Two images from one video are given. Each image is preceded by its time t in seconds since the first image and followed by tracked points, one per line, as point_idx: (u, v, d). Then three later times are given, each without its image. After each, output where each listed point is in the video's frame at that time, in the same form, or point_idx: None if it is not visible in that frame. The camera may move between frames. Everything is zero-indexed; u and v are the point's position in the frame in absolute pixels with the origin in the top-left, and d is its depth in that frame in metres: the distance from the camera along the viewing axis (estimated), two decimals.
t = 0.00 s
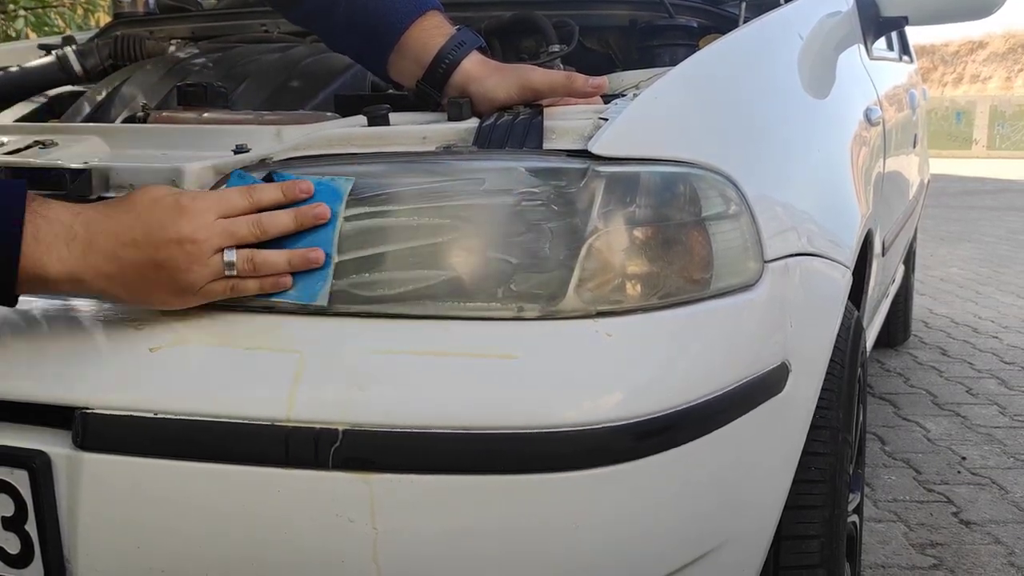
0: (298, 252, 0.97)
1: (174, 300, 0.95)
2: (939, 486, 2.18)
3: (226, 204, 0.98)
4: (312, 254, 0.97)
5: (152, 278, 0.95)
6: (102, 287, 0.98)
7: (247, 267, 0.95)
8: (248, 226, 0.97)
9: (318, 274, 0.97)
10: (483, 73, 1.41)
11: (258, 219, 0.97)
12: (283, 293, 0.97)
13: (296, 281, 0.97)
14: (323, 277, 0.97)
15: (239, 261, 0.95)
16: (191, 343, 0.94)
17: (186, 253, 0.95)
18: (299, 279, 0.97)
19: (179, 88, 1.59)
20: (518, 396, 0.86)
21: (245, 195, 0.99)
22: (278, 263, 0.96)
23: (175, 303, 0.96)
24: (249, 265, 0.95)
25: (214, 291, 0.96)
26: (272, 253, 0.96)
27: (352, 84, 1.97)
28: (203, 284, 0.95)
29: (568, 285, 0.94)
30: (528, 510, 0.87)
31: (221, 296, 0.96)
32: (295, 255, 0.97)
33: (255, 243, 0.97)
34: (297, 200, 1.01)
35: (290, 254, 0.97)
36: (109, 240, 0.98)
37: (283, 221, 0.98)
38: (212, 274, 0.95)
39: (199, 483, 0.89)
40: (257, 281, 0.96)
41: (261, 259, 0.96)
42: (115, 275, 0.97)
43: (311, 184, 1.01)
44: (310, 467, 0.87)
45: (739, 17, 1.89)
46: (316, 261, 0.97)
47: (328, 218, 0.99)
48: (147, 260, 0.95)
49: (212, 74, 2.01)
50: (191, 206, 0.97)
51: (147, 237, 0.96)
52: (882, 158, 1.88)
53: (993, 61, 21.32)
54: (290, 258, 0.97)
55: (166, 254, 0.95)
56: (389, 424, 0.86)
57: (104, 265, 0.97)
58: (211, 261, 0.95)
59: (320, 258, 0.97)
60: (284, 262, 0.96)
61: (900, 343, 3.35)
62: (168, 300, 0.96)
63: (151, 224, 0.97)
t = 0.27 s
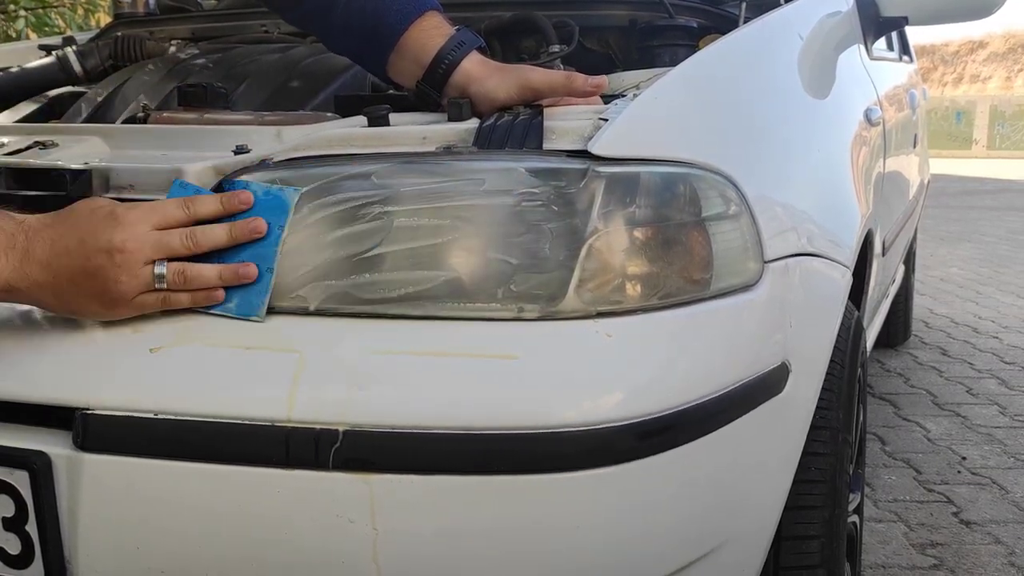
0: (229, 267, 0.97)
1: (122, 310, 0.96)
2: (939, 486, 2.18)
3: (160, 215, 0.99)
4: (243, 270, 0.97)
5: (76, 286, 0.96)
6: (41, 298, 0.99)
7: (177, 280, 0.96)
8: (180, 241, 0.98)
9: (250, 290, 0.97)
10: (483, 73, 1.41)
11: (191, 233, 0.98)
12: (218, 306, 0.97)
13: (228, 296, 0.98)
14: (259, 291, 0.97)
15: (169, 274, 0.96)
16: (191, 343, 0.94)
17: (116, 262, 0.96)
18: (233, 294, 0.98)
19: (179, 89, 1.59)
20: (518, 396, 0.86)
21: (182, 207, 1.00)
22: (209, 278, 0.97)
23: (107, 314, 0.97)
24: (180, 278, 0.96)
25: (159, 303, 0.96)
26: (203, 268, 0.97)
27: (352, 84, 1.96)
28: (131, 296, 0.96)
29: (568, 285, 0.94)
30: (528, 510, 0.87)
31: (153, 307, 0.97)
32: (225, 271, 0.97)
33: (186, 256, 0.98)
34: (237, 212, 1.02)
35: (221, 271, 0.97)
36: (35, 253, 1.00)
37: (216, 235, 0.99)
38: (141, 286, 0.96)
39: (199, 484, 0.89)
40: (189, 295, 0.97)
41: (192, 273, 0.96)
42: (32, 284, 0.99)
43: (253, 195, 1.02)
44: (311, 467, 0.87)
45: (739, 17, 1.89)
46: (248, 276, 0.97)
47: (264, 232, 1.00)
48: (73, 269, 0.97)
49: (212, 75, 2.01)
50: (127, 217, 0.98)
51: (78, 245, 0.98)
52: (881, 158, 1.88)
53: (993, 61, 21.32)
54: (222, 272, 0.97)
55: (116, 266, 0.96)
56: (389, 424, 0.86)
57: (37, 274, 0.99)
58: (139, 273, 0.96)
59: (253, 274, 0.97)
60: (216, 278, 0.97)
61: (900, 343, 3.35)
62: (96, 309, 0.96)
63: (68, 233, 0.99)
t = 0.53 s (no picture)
0: (265, 242, 0.99)
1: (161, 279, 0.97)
2: (939, 486, 2.18)
3: (195, 187, 1.00)
4: (278, 245, 0.99)
5: (118, 257, 0.98)
6: (83, 271, 1.00)
7: (213, 253, 0.98)
8: (214, 211, 0.99)
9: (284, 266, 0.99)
10: (483, 74, 1.41)
11: (226, 205, 0.99)
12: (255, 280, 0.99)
13: (265, 271, 0.99)
14: (295, 268, 0.99)
15: (205, 246, 0.98)
16: (193, 343, 0.94)
17: (153, 233, 0.97)
18: (269, 269, 0.99)
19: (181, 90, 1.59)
20: (520, 397, 0.87)
21: (218, 180, 1.01)
22: (245, 251, 0.98)
23: (146, 285, 0.98)
24: (216, 251, 0.98)
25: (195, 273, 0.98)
26: (239, 242, 0.98)
27: (352, 85, 1.96)
28: (169, 267, 0.97)
29: (569, 286, 0.94)
30: (530, 511, 0.87)
31: (190, 280, 0.98)
32: (261, 245, 0.99)
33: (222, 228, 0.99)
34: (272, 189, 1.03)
35: (257, 246, 0.99)
36: (79, 227, 1.01)
37: (251, 209, 1.00)
38: (177, 257, 0.97)
39: (200, 484, 0.89)
40: (225, 268, 0.98)
41: (228, 246, 0.98)
42: (79, 257, 1.01)
43: (288, 175, 1.03)
44: (312, 468, 0.87)
45: (739, 17, 1.89)
46: (283, 250, 0.98)
47: (298, 208, 1.01)
48: (112, 241, 0.98)
49: (214, 75, 2.01)
50: (162, 188, 0.99)
51: (116, 218, 0.99)
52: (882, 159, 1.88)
53: (993, 61, 21.32)
54: (256, 247, 0.99)
55: (155, 236, 0.97)
56: (390, 425, 0.86)
57: (79, 248, 1.01)
58: (176, 243, 0.97)
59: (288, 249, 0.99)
60: (250, 251, 0.98)
61: (901, 343, 3.35)
62: (134, 281, 0.98)
63: (108, 206, 1.01)
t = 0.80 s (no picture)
0: (225, 282, 0.97)
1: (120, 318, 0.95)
2: (940, 486, 2.19)
3: (153, 223, 0.97)
4: (238, 286, 0.97)
5: (73, 296, 0.96)
6: (38, 308, 0.98)
7: (172, 293, 0.95)
8: (171, 250, 0.96)
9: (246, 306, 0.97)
10: (484, 75, 1.41)
11: (184, 243, 0.97)
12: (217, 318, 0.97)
13: (227, 310, 0.97)
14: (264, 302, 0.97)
15: (163, 287, 0.95)
16: (195, 344, 0.94)
17: (109, 273, 0.95)
18: (235, 309, 0.97)
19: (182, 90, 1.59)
20: (522, 397, 0.87)
21: (175, 216, 0.98)
22: (205, 291, 0.96)
23: (103, 323, 0.95)
24: (175, 291, 0.95)
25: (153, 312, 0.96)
26: (199, 281, 0.96)
27: (354, 85, 1.96)
28: (126, 306, 0.95)
29: (572, 286, 0.95)
30: (532, 511, 0.87)
31: (150, 318, 0.96)
32: (221, 285, 0.97)
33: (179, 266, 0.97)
34: (229, 224, 1.01)
35: (217, 286, 0.97)
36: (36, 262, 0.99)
37: (210, 247, 0.98)
38: (134, 296, 0.95)
39: (203, 485, 0.89)
40: (186, 306, 0.96)
41: (187, 285, 0.95)
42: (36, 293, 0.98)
43: (244, 206, 1.01)
44: (315, 468, 0.87)
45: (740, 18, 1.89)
46: (243, 292, 0.97)
47: (255, 246, 0.99)
48: (68, 279, 0.96)
49: (214, 76, 2.00)
50: (117, 226, 0.96)
51: (72, 257, 0.97)
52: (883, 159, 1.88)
53: (993, 61, 21.32)
54: (218, 287, 0.96)
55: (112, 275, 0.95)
56: (392, 425, 0.87)
57: (35, 283, 0.98)
58: (133, 282, 0.95)
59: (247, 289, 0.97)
60: (211, 291, 0.96)
61: (902, 343, 3.35)
62: (89, 318, 0.95)
63: (63, 244, 0.98)
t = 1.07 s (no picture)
0: (224, 279, 0.97)
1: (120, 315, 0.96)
2: (941, 486, 2.18)
3: (153, 220, 0.98)
4: (237, 284, 0.97)
5: (74, 292, 0.97)
6: (43, 306, 0.99)
7: (172, 289, 0.96)
8: (170, 246, 0.97)
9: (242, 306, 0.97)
10: (484, 73, 1.41)
11: (184, 239, 0.98)
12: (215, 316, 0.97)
13: (225, 308, 0.97)
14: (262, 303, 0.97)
15: (163, 283, 0.96)
16: (195, 343, 0.95)
17: (109, 270, 0.96)
18: (233, 307, 0.97)
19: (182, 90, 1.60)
20: (521, 396, 0.87)
21: (175, 212, 0.99)
22: (204, 287, 0.97)
23: (103, 320, 0.96)
24: (173, 287, 0.96)
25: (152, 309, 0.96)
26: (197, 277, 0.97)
27: (353, 86, 1.97)
28: (126, 303, 0.96)
29: (571, 285, 0.95)
30: (532, 510, 0.87)
31: (150, 314, 0.96)
32: (220, 281, 0.97)
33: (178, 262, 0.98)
34: (230, 221, 1.01)
35: (216, 283, 0.97)
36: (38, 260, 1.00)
37: (209, 244, 0.99)
38: (134, 292, 0.96)
39: (202, 485, 0.89)
40: (186, 302, 0.97)
41: (186, 282, 0.96)
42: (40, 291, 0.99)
43: (246, 206, 1.02)
44: (315, 468, 0.87)
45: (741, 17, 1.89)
46: (243, 290, 0.97)
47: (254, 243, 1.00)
48: (69, 275, 0.97)
49: (214, 75, 2.01)
50: (117, 223, 0.97)
51: (72, 254, 0.98)
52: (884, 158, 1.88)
53: (994, 61, 21.31)
54: (216, 284, 0.97)
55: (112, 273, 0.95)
56: (392, 425, 0.86)
57: (38, 281, 0.99)
58: (133, 279, 0.96)
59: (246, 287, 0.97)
60: (210, 288, 0.97)
61: (903, 342, 3.35)
62: (91, 315, 0.96)
63: (65, 241, 0.99)
